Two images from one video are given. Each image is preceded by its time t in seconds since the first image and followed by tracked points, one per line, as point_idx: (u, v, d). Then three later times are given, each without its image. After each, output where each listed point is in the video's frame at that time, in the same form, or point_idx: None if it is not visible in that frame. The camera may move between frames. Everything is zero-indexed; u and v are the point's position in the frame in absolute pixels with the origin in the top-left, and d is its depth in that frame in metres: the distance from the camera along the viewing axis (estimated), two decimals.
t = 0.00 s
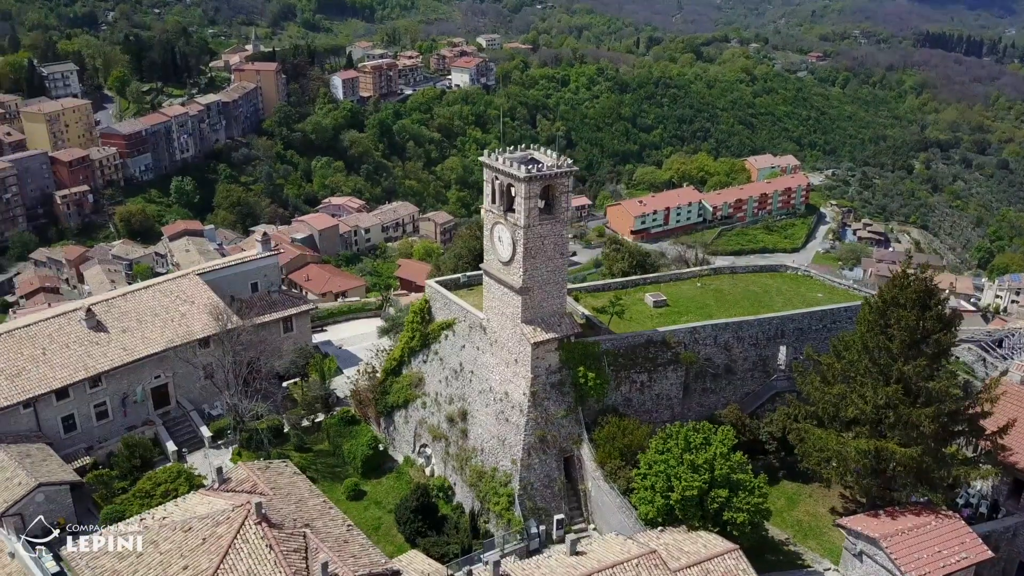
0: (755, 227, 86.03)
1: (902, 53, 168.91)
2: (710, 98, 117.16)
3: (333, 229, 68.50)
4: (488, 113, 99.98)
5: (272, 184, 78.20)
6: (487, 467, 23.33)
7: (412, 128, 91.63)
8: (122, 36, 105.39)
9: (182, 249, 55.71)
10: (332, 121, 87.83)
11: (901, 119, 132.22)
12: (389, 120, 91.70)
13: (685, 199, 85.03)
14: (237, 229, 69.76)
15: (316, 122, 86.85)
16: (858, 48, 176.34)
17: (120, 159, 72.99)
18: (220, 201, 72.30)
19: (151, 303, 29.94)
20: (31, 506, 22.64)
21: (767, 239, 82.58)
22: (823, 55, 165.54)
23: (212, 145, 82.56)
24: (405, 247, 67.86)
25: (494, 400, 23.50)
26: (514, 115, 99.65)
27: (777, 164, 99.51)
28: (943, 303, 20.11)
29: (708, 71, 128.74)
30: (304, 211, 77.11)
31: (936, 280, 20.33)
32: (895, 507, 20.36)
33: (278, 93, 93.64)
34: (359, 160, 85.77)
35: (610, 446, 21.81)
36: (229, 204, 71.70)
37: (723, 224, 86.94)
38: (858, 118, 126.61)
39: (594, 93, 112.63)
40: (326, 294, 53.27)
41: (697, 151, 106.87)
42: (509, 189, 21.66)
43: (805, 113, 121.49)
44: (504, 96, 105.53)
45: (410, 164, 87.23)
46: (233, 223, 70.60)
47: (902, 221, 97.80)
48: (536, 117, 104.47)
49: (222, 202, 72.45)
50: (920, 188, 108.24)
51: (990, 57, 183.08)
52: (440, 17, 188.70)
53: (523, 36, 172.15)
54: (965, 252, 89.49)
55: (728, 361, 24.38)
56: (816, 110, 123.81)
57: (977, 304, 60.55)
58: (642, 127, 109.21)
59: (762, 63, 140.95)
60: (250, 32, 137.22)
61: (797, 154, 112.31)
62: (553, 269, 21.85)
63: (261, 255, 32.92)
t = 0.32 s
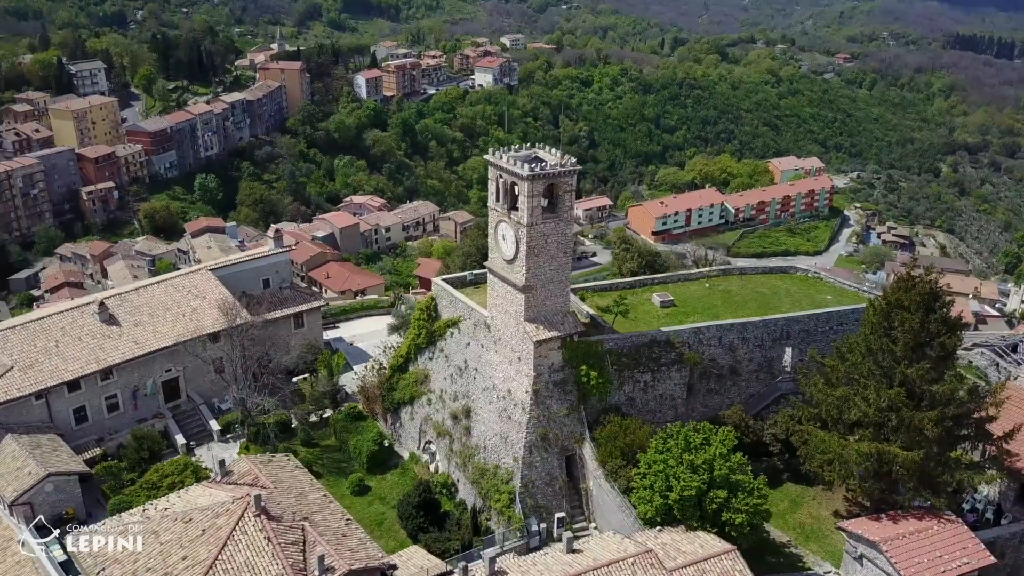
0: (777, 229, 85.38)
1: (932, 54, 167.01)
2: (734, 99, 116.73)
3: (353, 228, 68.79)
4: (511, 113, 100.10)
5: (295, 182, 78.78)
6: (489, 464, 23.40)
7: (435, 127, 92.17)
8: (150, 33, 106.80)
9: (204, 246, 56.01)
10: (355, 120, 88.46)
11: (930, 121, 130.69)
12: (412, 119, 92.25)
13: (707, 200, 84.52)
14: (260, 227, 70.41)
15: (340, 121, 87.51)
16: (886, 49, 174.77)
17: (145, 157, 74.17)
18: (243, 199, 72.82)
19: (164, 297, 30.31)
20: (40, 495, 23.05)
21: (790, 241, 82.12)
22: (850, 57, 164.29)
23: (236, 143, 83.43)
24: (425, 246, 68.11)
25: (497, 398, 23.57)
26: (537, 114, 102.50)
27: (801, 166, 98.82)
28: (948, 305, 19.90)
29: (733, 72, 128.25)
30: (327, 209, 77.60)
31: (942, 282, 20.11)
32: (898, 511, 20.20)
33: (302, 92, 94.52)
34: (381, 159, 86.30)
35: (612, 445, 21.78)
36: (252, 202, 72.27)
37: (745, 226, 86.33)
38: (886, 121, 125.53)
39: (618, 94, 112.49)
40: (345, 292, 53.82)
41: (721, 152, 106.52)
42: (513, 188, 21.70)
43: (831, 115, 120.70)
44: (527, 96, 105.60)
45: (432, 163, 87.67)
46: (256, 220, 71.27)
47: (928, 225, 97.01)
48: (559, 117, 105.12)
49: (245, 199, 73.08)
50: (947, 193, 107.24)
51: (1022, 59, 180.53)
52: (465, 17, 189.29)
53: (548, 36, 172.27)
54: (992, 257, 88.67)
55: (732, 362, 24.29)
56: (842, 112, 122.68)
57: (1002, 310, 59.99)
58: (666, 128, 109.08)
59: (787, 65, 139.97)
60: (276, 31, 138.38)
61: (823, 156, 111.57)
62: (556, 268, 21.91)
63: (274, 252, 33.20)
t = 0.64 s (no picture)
0: (798, 231, 84.82)
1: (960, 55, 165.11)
2: (757, 100, 116.16)
3: (372, 226, 68.92)
4: (532, 113, 100.18)
5: (316, 180, 79.24)
6: (489, 461, 23.46)
7: (455, 127, 92.58)
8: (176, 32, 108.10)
9: (223, 243, 56.33)
10: (376, 119, 88.96)
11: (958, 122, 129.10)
12: (433, 119, 92.62)
13: (727, 202, 84.21)
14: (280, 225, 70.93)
15: (361, 120, 88.04)
16: (912, 50, 173.14)
17: (168, 154, 75.08)
18: (264, 197, 73.34)
19: (175, 293, 30.65)
20: (47, 486, 23.44)
21: (811, 244, 81.61)
22: (875, 58, 162.98)
23: (258, 141, 84.17)
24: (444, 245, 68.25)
25: (498, 396, 23.65)
26: (558, 115, 102.38)
27: (823, 168, 98.10)
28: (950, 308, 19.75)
29: (757, 73, 127.62)
30: (347, 208, 78.02)
31: (945, 285, 19.93)
32: (898, 514, 20.08)
33: (324, 91, 95.22)
34: (402, 158, 86.71)
35: (611, 444, 21.79)
36: (273, 200, 72.74)
37: (765, 228, 85.86)
38: (911, 123, 124.35)
39: (639, 94, 112.32)
40: (362, 290, 54.19)
41: (742, 153, 106.11)
42: (514, 187, 21.76)
43: (855, 117, 119.80)
44: (548, 96, 105.65)
45: (452, 163, 88.01)
46: (277, 218, 71.78)
47: (951, 228, 96.02)
48: (581, 117, 105.03)
49: (266, 197, 73.63)
50: (972, 196, 106.05)
51: None
52: (488, 17, 189.78)
53: (571, 36, 172.26)
54: (1017, 261, 87.56)
55: (735, 363, 24.22)
56: (867, 113, 121.59)
57: None
58: (687, 129, 108.81)
59: (811, 66, 138.97)
60: (300, 30, 139.40)
61: (845, 158, 110.79)
62: (557, 267, 21.94)
63: (283, 249, 33.52)
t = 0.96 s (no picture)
0: (813, 233, 84.47)
1: (981, 57, 163.49)
2: (773, 101, 115.62)
3: (385, 225, 69.02)
4: (547, 113, 100.27)
5: (330, 179, 79.54)
6: (484, 459, 23.54)
7: (470, 127, 92.89)
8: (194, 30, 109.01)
9: (236, 241, 56.72)
10: (391, 118, 89.37)
11: (978, 123, 127.84)
12: (448, 118, 92.87)
13: (741, 202, 83.97)
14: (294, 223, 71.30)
15: (376, 119, 88.42)
16: (933, 51, 171.58)
17: (184, 152, 75.80)
18: (279, 195, 73.71)
19: (178, 288, 30.91)
20: (47, 479, 23.72)
21: (825, 245, 81.33)
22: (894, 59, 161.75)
23: (273, 139, 84.72)
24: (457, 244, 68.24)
25: (493, 393, 23.72)
26: (573, 114, 102.11)
27: (839, 169, 97.44)
28: (944, 308, 19.65)
29: (774, 74, 126.97)
30: (361, 207, 78.35)
31: (939, 285, 19.84)
32: (891, 516, 20.04)
33: (340, 90, 95.77)
34: (416, 157, 87.01)
35: (605, 443, 21.85)
36: (288, 198, 73.10)
37: (780, 229, 85.53)
38: (930, 125, 123.32)
39: (655, 94, 112.04)
40: (374, 289, 54.50)
41: (758, 154, 105.69)
42: (510, 185, 21.80)
43: (873, 118, 118.91)
44: (563, 96, 105.68)
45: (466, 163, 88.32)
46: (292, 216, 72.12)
47: (969, 230, 95.10)
48: (596, 116, 104.90)
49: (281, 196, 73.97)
50: (990, 198, 105.02)
51: None
52: (505, 16, 189.95)
53: (587, 36, 172.05)
54: None
55: (731, 363, 24.20)
56: (885, 114, 120.84)
57: None
58: (703, 129, 108.50)
59: (829, 66, 138.22)
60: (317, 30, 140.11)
61: (863, 159, 110.06)
62: (553, 265, 21.98)
63: (285, 246, 33.73)
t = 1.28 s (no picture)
0: (828, 234, 84.08)
1: (1003, 58, 161.80)
2: (791, 102, 115.14)
3: (398, 224, 69.00)
4: (563, 113, 100.34)
5: (345, 178, 79.95)
6: (479, 456, 23.62)
7: (485, 126, 93.08)
8: (213, 30, 110.04)
9: (250, 239, 56.93)
10: (406, 118, 89.76)
11: (999, 125, 126.51)
12: (463, 118, 93.10)
13: (756, 203, 83.72)
14: (309, 221, 71.71)
15: (391, 118, 88.82)
16: (954, 52, 169.83)
17: (200, 150, 76.42)
18: (294, 194, 74.20)
19: (183, 285, 31.19)
20: (48, 471, 24.00)
21: (841, 247, 80.97)
22: (915, 60, 160.57)
23: (289, 138, 85.30)
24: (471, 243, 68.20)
25: (489, 391, 23.79)
26: (588, 114, 102.07)
27: (856, 171, 96.79)
28: (939, 309, 19.58)
29: (791, 74, 126.44)
30: (375, 205, 78.62)
31: (933, 286, 19.74)
32: (884, 517, 19.95)
33: (356, 89, 96.39)
34: (431, 156, 87.32)
35: (599, 441, 21.89)
36: (303, 197, 73.53)
37: (795, 230, 85.18)
38: (950, 126, 122.30)
39: (671, 94, 111.83)
40: (386, 287, 54.81)
41: (775, 155, 105.28)
42: (505, 184, 21.87)
43: (892, 119, 118.11)
44: (579, 96, 105.70)
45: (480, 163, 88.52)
46: (306, 214, 72.56)
47: (988, 232, 94.12)
48: (612, 116, 104.80)
49: (296, 194, 74.41)
50: (1011, 201, 103.92)
51: None
52: (522, 16, 190.11)
53: (604, 36, 172.00)
54: None
55: (727, 363, 24.19)
56: (904, 115, 120.03)
57: None
58: (720, 130, 108.18)
59: (848, 67, 137.49)
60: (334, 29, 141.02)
61: (881, 160, 109.34)
62: (547, 263, 22.03)
63: (291, 243, 34.00)
